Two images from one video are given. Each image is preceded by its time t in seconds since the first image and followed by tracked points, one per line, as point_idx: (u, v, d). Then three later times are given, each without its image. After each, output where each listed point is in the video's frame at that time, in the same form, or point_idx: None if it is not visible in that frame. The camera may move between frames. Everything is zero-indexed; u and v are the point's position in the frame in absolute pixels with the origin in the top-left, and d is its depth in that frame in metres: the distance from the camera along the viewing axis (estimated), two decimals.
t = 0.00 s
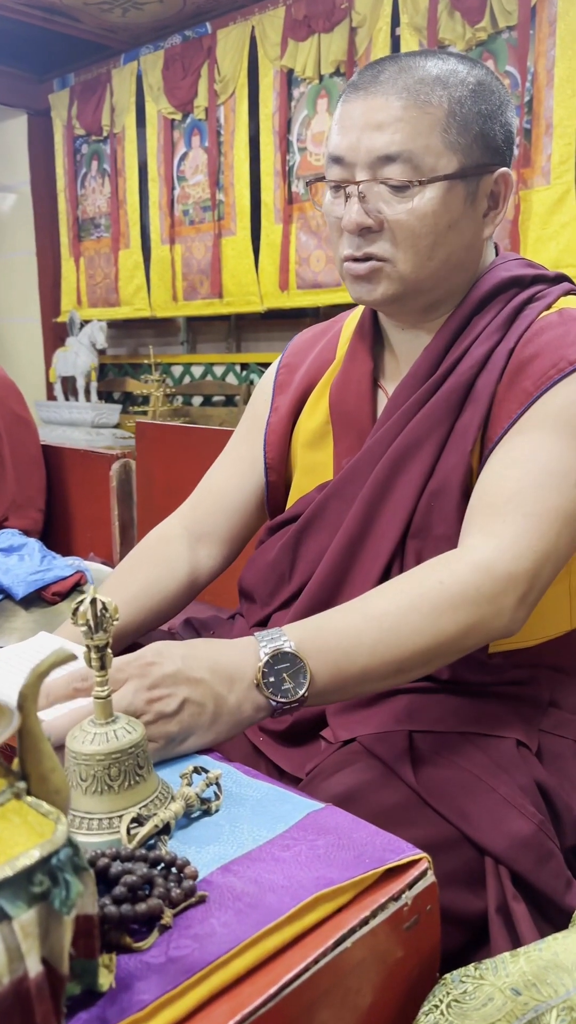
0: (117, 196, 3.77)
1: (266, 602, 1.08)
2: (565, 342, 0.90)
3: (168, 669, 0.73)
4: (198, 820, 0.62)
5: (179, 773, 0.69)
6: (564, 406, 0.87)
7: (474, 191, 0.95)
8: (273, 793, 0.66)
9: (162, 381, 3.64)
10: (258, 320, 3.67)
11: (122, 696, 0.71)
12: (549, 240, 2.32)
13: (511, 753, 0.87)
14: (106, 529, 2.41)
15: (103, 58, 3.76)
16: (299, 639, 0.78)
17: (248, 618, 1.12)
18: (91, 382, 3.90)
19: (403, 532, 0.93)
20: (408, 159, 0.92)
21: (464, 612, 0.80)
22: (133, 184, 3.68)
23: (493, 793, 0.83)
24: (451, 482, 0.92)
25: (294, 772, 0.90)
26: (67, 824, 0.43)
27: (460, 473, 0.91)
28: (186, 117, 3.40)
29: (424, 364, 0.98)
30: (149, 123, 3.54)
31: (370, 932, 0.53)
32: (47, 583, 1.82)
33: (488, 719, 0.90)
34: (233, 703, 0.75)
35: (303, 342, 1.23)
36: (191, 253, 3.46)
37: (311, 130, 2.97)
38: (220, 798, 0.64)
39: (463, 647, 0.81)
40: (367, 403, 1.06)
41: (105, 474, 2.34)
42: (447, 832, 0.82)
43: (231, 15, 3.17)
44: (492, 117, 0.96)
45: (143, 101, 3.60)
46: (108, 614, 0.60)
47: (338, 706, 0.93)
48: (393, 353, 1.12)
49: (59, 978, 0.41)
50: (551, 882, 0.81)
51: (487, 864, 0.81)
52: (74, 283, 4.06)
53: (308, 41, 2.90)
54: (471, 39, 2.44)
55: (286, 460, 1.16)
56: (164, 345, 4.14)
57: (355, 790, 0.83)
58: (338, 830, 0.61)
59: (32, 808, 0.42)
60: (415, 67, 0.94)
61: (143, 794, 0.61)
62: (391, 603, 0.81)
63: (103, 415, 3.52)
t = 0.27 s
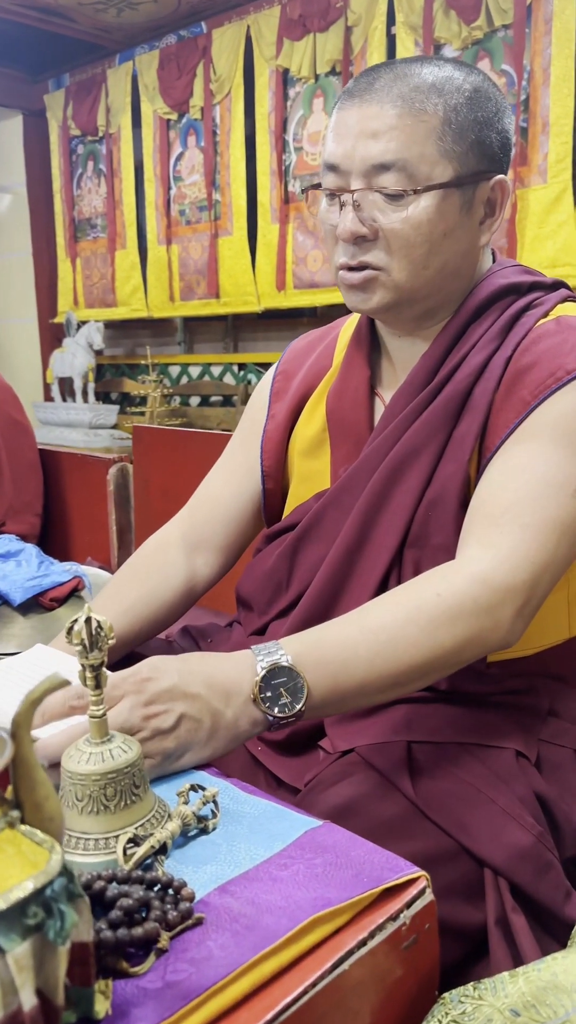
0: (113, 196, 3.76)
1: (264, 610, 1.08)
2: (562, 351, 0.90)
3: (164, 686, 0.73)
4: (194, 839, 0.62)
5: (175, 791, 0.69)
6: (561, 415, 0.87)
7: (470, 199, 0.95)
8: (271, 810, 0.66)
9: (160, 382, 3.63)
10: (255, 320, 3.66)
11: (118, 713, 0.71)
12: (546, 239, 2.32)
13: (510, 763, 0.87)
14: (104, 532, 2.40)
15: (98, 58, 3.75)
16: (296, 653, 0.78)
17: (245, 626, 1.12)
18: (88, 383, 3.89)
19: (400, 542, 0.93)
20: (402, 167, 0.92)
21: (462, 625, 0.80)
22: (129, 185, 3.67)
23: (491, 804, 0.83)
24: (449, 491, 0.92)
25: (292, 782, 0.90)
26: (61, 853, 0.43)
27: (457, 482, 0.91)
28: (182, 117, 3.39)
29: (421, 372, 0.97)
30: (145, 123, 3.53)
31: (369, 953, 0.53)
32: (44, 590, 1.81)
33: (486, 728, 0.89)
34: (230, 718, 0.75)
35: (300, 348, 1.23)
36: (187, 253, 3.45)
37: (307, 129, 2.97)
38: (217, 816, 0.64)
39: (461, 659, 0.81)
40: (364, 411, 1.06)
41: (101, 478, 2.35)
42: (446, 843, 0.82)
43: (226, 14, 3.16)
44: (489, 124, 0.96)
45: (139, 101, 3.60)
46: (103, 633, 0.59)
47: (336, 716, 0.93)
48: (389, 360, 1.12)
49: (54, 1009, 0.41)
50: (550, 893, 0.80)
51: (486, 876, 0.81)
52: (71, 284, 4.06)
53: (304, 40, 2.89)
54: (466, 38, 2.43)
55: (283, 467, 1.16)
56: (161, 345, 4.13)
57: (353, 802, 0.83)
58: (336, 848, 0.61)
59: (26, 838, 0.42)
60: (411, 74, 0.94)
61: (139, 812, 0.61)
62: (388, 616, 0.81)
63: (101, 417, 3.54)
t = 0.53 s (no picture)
0: (109, 196, 3.75)
1: (259, 623, 1.08)
2: (555, 366, 0.90)
3: (159, 708, 0.73)
4: (187, 864, 0.62)
5: (169, 814, 0.69)
6: (554, 430, 0.87)
7: (461, 213, 0.95)
8: (264, 834, 0.66)
9: (157, 382, 3.62)
10: (252, 319, 3.66)
11: (112, 735, 0.71)
12: (542, 238, 2.31)
13: (504, 779, 0.87)
14: (101, 536, 2.40)
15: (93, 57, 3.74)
16: (289, 675, 0.78)
17: (241, 638, 1.12)
18: (85, 383, 3.89)
19: (394, 557, 0.93)
20: (393, 182, 0.92)
21: (455, 643, 0.81)
22: (125, 185, 3.67)
23: (485, 820, 0.83)
24: (442, 506, 0.92)
25: (288, 797, 0.90)
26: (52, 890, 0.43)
27: (450, 497, 0.91)
28: (177, 116, 3.38)
29: (414, 386, 0.97)
30: (140, 123, 3.52)
31: (361, 981, 0.53)
32: (41, 597, 1.81)
33: (481, 743, 0.90)
34: (224, 739, 0.75)
35: (294, 360, 1.23)
36: (183, 253, 3.44)
37: (302, 128, 2.96)
38: (210, 841, 0.64)
39: (455, 676, 0.82)
40: (357, 423, 1.06)
41: (98, 484, 2.33)
42: (441, 860, 0.82)
43: (220, 13, 3.14)
44: (480, 138, 0.96)
45: (134, 100, 3.59)
46: (94, 659, 0.60)
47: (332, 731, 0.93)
48: (383, 373, 1.12)
49: None
50: (545, 909, 0.81)
51: (481, 892, 0.81)
52: (67, 285, 4.05)
53: (299, 40, 2.88)
54: (461, 37, 2.42)
55: (278, 479, 1.16)
56: (158, 344, 4.13)
57: (348, 818, 0.83)
58: (329, 873, 0.61)
59: (16, 876, 0.43)
60: (402, 88, 0.94)
61: (132, 838, 0.61)
62: (382, 635, 0.81)
63: (98, 417, 3.54)
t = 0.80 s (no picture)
0: (105, 191, 3.74)
1: (253, 623, 1.08)
2: (546, 366, 0.90)
3: (152, 710, 0.73)
4: (180, 866, 0.63)
5: (161, 817, 0.70)
6: (544, 430, 0.87)
7: (450, 214, 0.96)
8: (256, 835, 0.67)
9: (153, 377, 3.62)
10: (249, 314, 3.65)
11: (106, 738, 0.72)
12: (537, 232, 2.31)
13: (496, 777, 0.88)
14: (98, 533, 2.40)
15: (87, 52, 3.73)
16: (282, 676, 0.79)
17: (235, 638, 1.12)
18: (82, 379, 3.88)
19: (386, 557, 0.94)
20: (380, 184, 0.92)
21: (446, 644, 0.81)
22: (120, 180, 3.66)
23: (477, 818, 0.84)
24: (434, 506, 0.92)
25: (281, 796, 0.90)
26: (43, 896, 0.43)
27: (442, 498, 0.92)
28: (172, 111, 3.37)
29: (406, 386, 0.98)
30: (135, 117, 3.51)
31: (350, 982, 0.54)
32: (37, 595, 1.81)
33: (473, 742, 0.90)
34: (218, 741, 0.76)
35: (287, 360, 1.23)
36: (179, 248, 3.44)
37: (298, 123, 2.96)
38: (203, 843, 0.64)
39: (446, 677, 0.82)
40: (350, 424, 1.06)
41: (94, 482, 2.32)
42: (433, 859, 0.83)
43: (215, 6, 3.13)
44: (468, 139, 0.96)
45: (129, 95, 3.58)
46: (85, 664, 0.60)
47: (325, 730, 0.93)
48: (375, 374, 1.12)
49: None
50: (536, 907, 0.81)
51: (473, 890, 0.82)
52: (63, 280, 4.04)
53: (293, 33, 2.87)
54: (456, 30, 2.41)
55: (271, 479, 1.16)
56: (154, 339, 4.12)
57: (341, 817, 0.84)
58: (319, 874, 0.61)
59: (7, 883, 0.43)
60: (390, 89, 0.94)
61: (124, 842, 0.62)
62: (374, 636, 0.81)
63: (96, 412, 3.54)
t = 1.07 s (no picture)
0: (103, 187, 3.74)
1: (253, 622, 1.09)
2: (544, 365, 0.90)
3: (151, 712, 0.74)
4: (179, 868, 0.63)
5: (160, 819, 0.70)
6: (542, 429, 0.87)
7: (446, 213, 0.95)
8: (255, 837, 0.67)
9: (153, 373, 3.62)
10: (248, 310, 3.65)
11: (105, 739, 0.72)
12: (537, 227, 2.31)
13: (495, 776, 0.88)
14: (98, 531, 2.40)
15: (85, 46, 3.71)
16: (281, 677, 0.79)
17: (235, 637, 1.13)
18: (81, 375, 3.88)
19: (385, 557, 0.94)
20: (376, 184, 0.92)
21: (444, 644, 0.81)
22: (119, 175, 3.65)
23: (476, 818, 0.84)
24: (432, 506, 0.92)
25: (280, 796, 0.90)
26: (42, 901, 0.43)
27: (440, 498, 0.92)
28: (170, 106, 3.36)
29: (404, 385, 0.98)
30: (133, 113, 3.51)
31: (348, 984, 0.54)
32: (37, 594, 1.82)
33: (472, 741, 0.90)
34: (217, 743, 0.76)
35: (285, 359, 1.23)
36: (178, 243, 3.43)
37: (297, 118, 2.95)
38: (202, 845, 0.65)
39: (444, 677, 0.82)
40: (349, 424, 1.06)
41: (94, 480, 2.33)
42: (432, 858, 0.83)
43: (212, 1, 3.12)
44: (464, 138, 0.96)
45: (127, 90, 3.57)
46: (84, 667, 0.60)
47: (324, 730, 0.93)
48: (374, 374, 1.12)
49: None
50: (535, 905, 0.82)
51: (471, 889, 0.82)
52: (62, 276, 4.04)
53: (292, 27, 2.86)
54: (455, 23, 2.39)
55: (270, 479, 1.16)
56: (154, 335, 4.12)
57: (340, 816, 0.84)
58: (318, 876, 0.62)
59: (7, 889, 0.43)
60: (385, 89, 0.94)
61: (124, 844, 0.62)
62: (372, 637, 0.82)
63: (95, 409, 3.54)
